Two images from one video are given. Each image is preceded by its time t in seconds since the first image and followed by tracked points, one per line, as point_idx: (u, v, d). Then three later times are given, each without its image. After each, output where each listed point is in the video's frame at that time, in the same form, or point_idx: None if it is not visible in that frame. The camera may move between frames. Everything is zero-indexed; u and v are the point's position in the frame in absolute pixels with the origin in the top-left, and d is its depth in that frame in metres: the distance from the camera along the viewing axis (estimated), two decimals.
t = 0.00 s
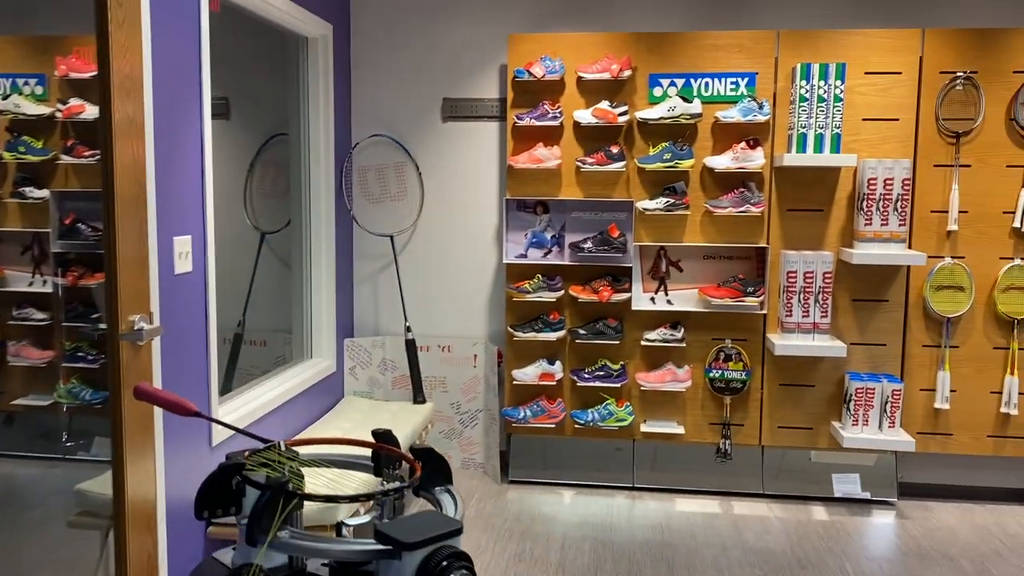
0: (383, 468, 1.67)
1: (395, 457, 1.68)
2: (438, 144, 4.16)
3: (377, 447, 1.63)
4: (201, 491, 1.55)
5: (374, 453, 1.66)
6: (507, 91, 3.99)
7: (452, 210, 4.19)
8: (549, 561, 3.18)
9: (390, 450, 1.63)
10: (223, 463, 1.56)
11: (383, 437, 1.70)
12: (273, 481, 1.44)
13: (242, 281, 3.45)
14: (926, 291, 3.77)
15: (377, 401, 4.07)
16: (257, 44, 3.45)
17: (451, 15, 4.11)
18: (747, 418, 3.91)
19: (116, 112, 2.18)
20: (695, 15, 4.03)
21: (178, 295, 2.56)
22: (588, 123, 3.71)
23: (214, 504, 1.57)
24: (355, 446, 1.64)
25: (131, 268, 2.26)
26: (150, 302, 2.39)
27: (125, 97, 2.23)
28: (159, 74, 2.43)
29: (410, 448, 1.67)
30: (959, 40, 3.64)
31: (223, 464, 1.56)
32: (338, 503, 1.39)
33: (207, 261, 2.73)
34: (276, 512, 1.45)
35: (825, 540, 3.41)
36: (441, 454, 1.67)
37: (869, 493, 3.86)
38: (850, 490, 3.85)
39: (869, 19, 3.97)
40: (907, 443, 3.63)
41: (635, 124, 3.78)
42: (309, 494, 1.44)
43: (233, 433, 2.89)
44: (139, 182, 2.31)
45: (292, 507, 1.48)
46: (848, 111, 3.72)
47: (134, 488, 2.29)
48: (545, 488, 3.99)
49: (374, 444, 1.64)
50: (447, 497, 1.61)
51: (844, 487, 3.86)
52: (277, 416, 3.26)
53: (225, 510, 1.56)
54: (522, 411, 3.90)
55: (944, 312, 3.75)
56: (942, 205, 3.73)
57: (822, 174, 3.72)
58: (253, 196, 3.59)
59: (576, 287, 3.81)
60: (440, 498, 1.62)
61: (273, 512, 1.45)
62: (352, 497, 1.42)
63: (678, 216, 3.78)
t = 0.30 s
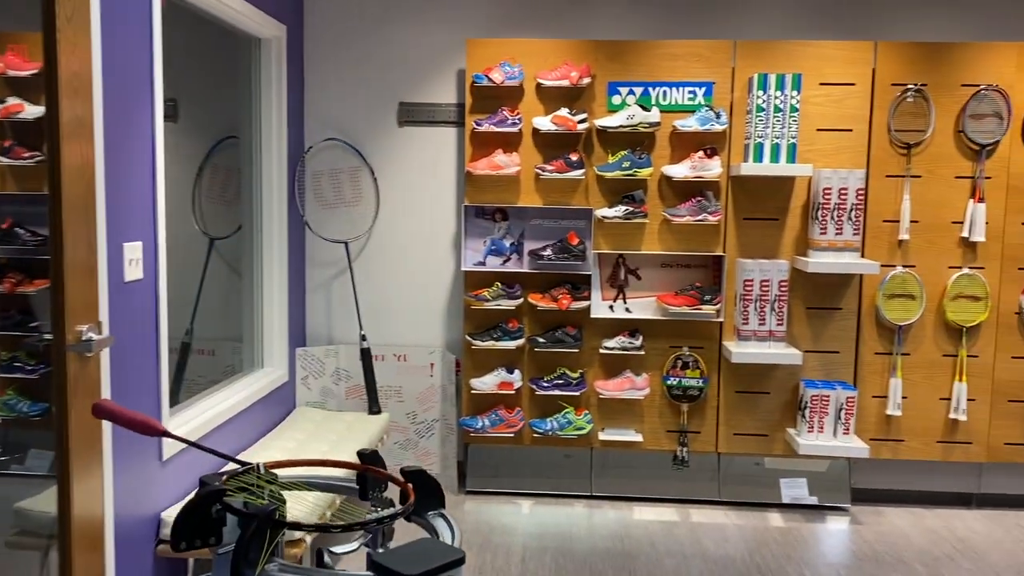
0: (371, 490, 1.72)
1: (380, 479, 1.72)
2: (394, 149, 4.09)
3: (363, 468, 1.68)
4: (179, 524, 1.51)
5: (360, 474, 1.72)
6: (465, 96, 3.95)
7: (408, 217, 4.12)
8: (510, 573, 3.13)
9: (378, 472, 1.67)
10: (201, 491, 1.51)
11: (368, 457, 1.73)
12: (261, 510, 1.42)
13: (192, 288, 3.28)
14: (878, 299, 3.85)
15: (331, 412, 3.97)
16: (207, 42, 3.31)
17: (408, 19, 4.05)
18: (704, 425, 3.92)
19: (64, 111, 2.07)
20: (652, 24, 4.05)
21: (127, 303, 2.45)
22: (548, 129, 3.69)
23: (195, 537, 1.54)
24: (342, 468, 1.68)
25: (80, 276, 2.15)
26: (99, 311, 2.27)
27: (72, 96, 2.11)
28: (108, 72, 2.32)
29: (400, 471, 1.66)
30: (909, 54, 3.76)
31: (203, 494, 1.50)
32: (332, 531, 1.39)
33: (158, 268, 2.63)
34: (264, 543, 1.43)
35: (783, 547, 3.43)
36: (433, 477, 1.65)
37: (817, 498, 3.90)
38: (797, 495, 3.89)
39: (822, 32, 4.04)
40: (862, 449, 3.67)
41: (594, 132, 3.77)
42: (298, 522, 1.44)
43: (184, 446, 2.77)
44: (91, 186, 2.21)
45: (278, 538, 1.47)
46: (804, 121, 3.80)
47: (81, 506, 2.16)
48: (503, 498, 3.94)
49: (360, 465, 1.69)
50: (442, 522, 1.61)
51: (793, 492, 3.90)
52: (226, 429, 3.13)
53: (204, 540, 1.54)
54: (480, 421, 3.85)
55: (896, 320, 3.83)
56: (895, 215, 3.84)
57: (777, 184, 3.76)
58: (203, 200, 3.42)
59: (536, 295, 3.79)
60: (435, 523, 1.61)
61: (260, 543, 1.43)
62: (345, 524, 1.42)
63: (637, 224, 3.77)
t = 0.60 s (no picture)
0: (342, 503, 1.70)
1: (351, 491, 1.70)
2: (338, 148, 4.00)
3: (336, 480, 1.66)
4: (144, 545, 1.46)
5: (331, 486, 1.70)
6: (412, 95, 3.89)
7: (354, 217, 4.04)
8: None
9: (351, 484, 1.66)
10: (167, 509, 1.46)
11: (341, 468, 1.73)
12: (235, 528, 1.38)
13: (127, 290, 3.15)
14: (819, 301, 3.93)
15: (272, 417, 3.86)
16: (144, 34, 3.19)
17: (354, 15, 3.97)
18: (650, 425, 3.95)
19: None
20: (600, 26, 4.07)
21: (62, 306, 2.33)
22: (496, 130, 3.66)
23: (161, 558, 1.48)
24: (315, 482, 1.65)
25: (12, 278, 2.04)
26: (32, 314, 2.15)
27: (3, 89, 1.99)
28: (42, 65, 2.20)
29: (375, 483, 1.69)
30: (849, 62, 3.86)
31: (168, 512, 1.46)
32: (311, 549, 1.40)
33: (95, 270, 2.51)
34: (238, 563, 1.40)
35: (728, 547, 3.47)
36: (410, 489, 1.69)
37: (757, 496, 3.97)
38: (735, 493, 3.95)
39: (765, 38, 4.12)
40: (803, 448, 3.74)
41: (543, 133, 3.75)
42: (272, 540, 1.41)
43: (123, 454, 2.65)
44: (24, 185, 2.10)
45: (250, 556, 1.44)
46: (748, 125, 3.87)
47: (13, 520, 2.04)
48: (449, 501, 3.89)
49: (332, 478, 1.67)
50: (421, 536, 1.66)
51: (731, 490, 3.96)
52: (163, 437, 3.01)
53: (170, 561, 1.49)
54: (427, 424, 3.80)
55: (836, 321, 3.91)
56: (834, 218, 3.93)
57: (721, 187, 3.81)
58: (137, 197, 3.28)
59: (483, 296, 3.76)
60: (415, 537, 1.65)
61: (235, 562, 1.39)
62: (325, 542, 1.41)
63: (584, 226, 3.77)
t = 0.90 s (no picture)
0: (324, 511, 1.65)
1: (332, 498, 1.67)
2: (275, 144, 3.90)
3: (316, 488, 1.63)
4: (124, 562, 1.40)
5: (311, 495, 1.65)
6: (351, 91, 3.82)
7: (291, 214, 3.95)
8: None
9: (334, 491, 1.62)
10: (147, 521, 1.40)
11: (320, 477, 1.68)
12: (222, 543, 1.32)
13: (54, 291, 3.00)
14: (755, 298, 4.02)
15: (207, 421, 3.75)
16: (69, 24, 3.05)
17: (291, 7, 3.87)
18: (592, 423, 3.97)
19: None
20: (542, 25, 4.07)
21: None
22: (438, 127, 3.62)
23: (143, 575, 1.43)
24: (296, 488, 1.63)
25: None
26: None
27: None
28: None
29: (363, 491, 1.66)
30: (784, 64, 3.95)
31: (146, 526, 1.39)
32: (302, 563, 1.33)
33: (24, 269, 2.38)
34: None
35: (671, 541, 3.51)
36: (397, 496, 1.66)
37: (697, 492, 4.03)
38: (668, 487, 4.00)
39: (703, 40, 4.18)
40: (741, 443, 3.81)
41: (485, 131, 3.73)
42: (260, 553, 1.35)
43: (53, 463, 2.52)
44: None
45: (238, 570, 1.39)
46: (687, 125, 3.92)
47: None
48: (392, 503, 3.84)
49: (312, 484, 1.64)
50: (410, 543, 1.62)
51: (664, 484, 4.00)
52: (94, 444, 2.88)
53: None
54: (369, 426, 3.73)
55: (772, 318, 4.01)
56: (769, 217, 4.02)
57: (661, 187, 3.85)
58: (61, 194, 3.12)
59: (427, 295, 3.72)
60: (405, 544, 1.62)
61: None
62: (316, 555, 1.36)
63: (527, 224, 3.77)
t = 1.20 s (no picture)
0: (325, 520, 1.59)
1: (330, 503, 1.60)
2: (208, 140, 3.79)
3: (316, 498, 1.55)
4: None
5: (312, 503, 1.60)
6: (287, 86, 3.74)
7: (225, 212, 3.84)
8: None
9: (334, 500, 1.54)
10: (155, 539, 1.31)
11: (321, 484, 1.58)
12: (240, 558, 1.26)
13: None
14: (691, 291, 4.10)
15: (140, 426, 3.63)
16: None
17: None
18: (536, 418, 3.99)
19: None
20: (479, 21, 4.09)
21: None
22: (376, 122, 3.58)
23: None
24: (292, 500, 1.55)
25: None
26: None
27: None
28: None
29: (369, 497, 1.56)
30: (716, 62, 4.04)
31: (158, 543, 1.31)
32: None
33: None
34: None
35: (615, 532, 3.57)
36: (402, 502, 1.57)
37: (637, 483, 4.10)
38: (603, 478, 4.06)
39: (635, 38, 4.29)
40: (679, 433, 3.89)
41: (425, 127, 3.71)
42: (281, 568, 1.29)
43: None
44: None
45: None
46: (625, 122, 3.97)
47: None
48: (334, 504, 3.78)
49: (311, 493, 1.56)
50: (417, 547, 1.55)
51: (599, 475, 4.06)
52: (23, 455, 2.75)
53: None
54: (310, 427, 3.67)
55: (707, 310, 4.11)
56: (703, 213, 4.11)
57: (600, 182, 3.90)
58: None
59: (367, 294, 3.68)
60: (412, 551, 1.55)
61: None
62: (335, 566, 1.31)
63: (469, 221, 3.78)
